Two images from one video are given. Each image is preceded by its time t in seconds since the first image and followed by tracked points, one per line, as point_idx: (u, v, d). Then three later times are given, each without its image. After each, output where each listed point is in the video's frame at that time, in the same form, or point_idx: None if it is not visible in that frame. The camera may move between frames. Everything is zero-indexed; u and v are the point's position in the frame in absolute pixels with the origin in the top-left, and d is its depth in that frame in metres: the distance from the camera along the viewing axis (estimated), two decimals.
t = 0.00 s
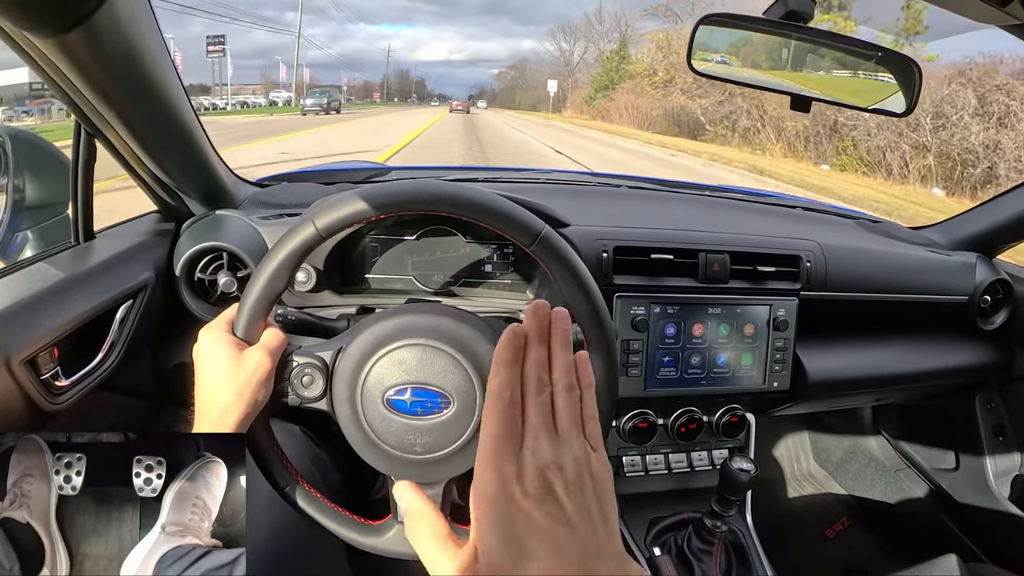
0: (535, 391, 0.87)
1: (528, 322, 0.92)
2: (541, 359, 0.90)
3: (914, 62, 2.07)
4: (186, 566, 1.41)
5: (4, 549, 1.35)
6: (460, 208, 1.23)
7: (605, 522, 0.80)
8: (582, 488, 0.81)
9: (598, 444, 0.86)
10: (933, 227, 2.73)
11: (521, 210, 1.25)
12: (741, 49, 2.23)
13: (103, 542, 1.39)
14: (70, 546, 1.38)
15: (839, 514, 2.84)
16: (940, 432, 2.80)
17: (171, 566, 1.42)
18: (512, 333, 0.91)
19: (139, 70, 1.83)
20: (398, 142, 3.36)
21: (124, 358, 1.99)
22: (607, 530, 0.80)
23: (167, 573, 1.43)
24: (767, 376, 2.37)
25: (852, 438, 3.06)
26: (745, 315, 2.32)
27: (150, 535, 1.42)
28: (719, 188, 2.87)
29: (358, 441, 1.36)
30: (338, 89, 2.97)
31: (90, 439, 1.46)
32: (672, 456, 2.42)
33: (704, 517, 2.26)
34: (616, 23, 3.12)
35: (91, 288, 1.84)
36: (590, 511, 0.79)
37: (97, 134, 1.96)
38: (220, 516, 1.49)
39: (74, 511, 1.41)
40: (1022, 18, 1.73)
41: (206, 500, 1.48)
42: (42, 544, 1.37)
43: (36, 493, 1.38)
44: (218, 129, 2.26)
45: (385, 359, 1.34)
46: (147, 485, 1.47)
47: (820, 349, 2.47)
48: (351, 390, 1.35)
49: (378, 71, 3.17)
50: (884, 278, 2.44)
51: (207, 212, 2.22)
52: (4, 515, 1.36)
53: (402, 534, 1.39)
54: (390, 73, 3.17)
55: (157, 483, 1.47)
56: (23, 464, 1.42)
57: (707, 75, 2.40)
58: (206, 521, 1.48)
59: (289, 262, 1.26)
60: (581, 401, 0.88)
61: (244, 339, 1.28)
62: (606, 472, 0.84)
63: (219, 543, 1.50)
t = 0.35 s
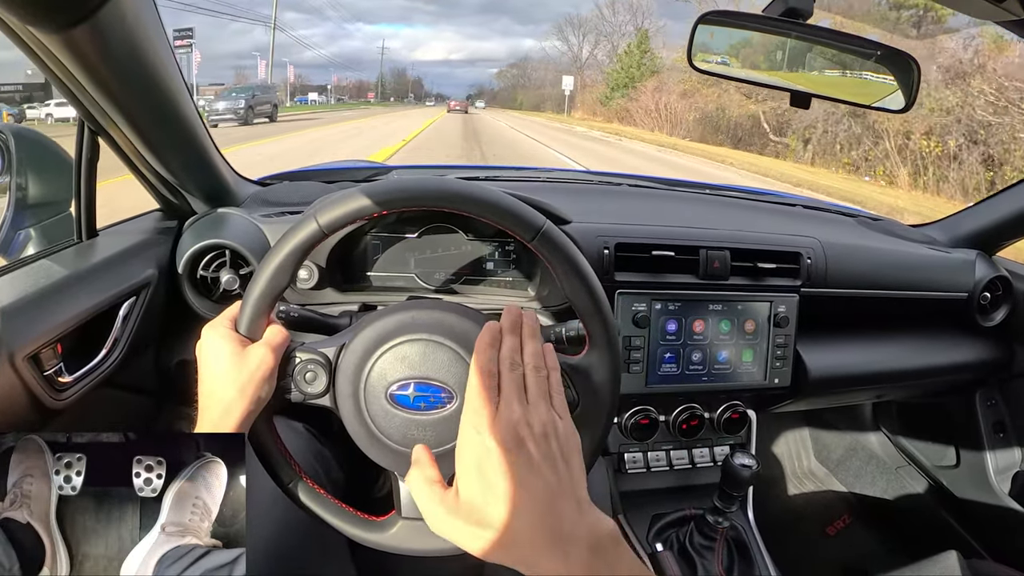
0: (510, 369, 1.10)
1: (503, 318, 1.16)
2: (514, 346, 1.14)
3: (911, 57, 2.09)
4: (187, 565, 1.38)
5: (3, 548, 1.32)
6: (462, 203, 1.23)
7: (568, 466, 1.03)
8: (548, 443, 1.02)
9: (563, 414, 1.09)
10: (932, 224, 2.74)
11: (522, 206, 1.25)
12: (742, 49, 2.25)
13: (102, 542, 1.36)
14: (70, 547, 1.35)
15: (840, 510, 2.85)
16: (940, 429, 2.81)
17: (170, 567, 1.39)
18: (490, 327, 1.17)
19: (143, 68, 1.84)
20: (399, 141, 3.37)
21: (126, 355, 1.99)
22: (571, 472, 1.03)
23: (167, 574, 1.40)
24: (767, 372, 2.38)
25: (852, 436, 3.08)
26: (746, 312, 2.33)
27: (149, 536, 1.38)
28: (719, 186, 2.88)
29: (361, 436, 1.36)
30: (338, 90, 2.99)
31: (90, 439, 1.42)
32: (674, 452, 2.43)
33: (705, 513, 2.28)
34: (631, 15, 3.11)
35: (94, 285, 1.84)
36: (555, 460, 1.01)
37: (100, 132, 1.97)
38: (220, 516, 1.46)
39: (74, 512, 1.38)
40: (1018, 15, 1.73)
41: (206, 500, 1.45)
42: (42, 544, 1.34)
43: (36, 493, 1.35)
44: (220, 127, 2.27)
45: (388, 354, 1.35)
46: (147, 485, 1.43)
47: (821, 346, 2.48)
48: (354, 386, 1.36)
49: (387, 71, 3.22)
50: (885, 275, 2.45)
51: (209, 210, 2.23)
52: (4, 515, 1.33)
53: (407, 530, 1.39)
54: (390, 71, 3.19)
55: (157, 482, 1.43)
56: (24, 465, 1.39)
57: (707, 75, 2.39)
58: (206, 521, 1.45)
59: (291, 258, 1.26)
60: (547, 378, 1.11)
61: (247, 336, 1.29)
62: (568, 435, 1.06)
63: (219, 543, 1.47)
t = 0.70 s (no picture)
0: (507, 378, 1.09)
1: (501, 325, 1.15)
2: (512, 353, 1.12)
3: (910, 57, 2.08)
4: (186, 565, 1.42)
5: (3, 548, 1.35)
6: (457, 205, 1.23)
7: (564, 479, 1.01)
8: (547, 454, 1.01)
9: (562, 422, 1.07)
10: (930, 224, 2.73)
11: (516, 205, 1.25)
12: (741, 51, 2.23)
13: (103, 542, 1.40)
14: (70, 546, 1.39)
15: (839, 511, 2.84)
16: (939, 429, 2.80)
17: (170, 567, 1.43)
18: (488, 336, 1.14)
19: (138, 68, 1.83)
20: (395, 141, 3.37)
21: (123, 355, 1.99)
22: (568, 487, 1.01)
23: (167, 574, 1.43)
24: (765, 372, 2.37)
25: (851, 437, 3.08)
26: (744, 312, 2.32)
27: (149, 535, 1.42)
28: (716, 186, 2.87)
29: (356, 438, 1.36)
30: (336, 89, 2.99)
31: (89, 440, 1.45)
32: (671, 452, 2.43)
33: (705, 512, 2.26)
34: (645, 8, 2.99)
35: (91, 286, 1.84)
36: (553, 472, 1.00)
37: (96, 134, 1.97)
38: (220, 516, 1.51)
39: (73, 512, 1.41)
40: (1017, 12, 1.72)
41: (206, 501, 1.49)
42: (42, 545, 1.37)
43: (36, 493, 1.38)
44: (216, 127, 2.26)
45: (382, 356, 1.34)
46: (148, 485, 1.46)
47: (819, 346, 2.47)
48: (349, 387, 1.36)
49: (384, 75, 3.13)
50: (883, 275, 2.44)
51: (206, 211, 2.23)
52: (4, 515, 1.35)
53: (403, 531, 1.39)
54: (386, 71, 3.18)
55: (157, 483, 1.46)
56: (23, 464, 1.41)
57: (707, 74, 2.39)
58: (206, 521, 1.49)
59: (285, 260, 1.26)
60: (545, 387, 1.09)
61: (241, 339, 1.28)
62: (567, 443, 1.05)
63: (219, 543, 1.51)
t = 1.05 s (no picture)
0: (564, 356, 1.03)
1: (563, 303, 1.07)
2: (571, 333, 1.05)
3: (908, 57, 2.09)
4: (186, 565, 1.36)
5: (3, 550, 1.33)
6: (451, 205, 1.23)
7: (611, 468, 0.98)
8: (594, 441, 0.97)
9: (610, 411, 1.02)
10: (928, 224, 2.73)
11: (510, 205, 1.25)
12: (741, 51, 2.23)
13: (102, 542, 1.34)
14: (69, 546, 1.34)
15: (838, 511, 2.83)
16: (938, 429, 2.80)
17: (169, 566, 1.37)
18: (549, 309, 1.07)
19: (133, 67, 1.83)
20: (391, 142, 3.38)
21: (118, 356, 1.98)
22: (610, 479, 0.98)
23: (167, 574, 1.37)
24: (763, 373, 2.37)
25: (849, 437, 3.08)
26: (741, 312, 2.32)
27: (149, 535, 1.36)
28: (713, 186, 2.87)
29: (351, 439, 1.36)
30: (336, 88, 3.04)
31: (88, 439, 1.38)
32: (669, 453, 2.43)
33: (702, 514, 2.26)
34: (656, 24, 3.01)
35: (87, 286, 1.84)
36: (598, 462, 0.96)
37: (91, 134, 1.95)
38: (220, 516, 1.42)
39: (74, 512, 1.36)
40: (1014, 12, 1.71)
41: (206, 500, 1.41)
42: (41, 545, 1.33)
43: (35, 493, 1.34)
44: (212, 128, 2.26)
45: (377, 357, 1.34)
46: (148, 485, 1.39)
47: (817, 346, 2.47)
48: (344, 389, 1.35)
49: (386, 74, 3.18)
50: (881, 275, 2.44)
51: (202, 212, 2.22)
52: (3, 516, 1.33)
53: (399, 532, 1.40)
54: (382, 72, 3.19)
55: (157, 483, 1.38)
56: (24, 464, 1.37)
57: (708, 75, 2.37)
58: (206, 521, 1.42)
59: (279, 262, 1.26)
60: (601, 371, 1.04)
61: (235, 342, 1.28)
62: (615, 433, 1.01)
63: (219, 543, 1.44)
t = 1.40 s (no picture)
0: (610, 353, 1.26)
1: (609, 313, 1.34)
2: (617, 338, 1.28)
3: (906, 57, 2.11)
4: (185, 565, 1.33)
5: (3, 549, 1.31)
6: (453, 204, 1.22)
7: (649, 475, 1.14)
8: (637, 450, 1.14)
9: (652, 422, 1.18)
10: (928, 225, 2.73)
11: (512, 204, 1.24)
12: (741, 51, 2.23)
13: (103, 542, 1.33)
14: (70, 546, 1.32)
15: (837, 511, 2.84)
16: (937, 430, 2.80)
17: (170, 567, 1.34)
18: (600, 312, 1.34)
19: (136, 65, 1.83)
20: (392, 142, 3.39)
21: (120, 354, 1.98)
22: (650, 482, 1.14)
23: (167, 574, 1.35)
24: (763, 373, 2.38)
25: (849, 437, 3.09)
26: (742, 313, 2.33)
27: (149, 535, 1.34)
28: (712, 186, 2.87)
29: (354, 438, 1.36)
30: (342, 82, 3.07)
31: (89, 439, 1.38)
32: (669, 453, 2.45)
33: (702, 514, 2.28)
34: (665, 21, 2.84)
35: (89, 284, 1.84)
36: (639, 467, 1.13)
37: (93, 132, 1.95)
38: (220, 516, 1.39)
39: (74, 512, 1.35)
40: (1015, 14, 1.71)
41: (206, 500, 1.39)
42: (42, 545, 1.31)
43: (35, 494, 1.33)
44: (213, 126, 2.26)
45: (379, 357, 1.34)
46: (147, 485, 1.38)
47: (816, 347, 2.48)
48: (347, 388, 1.35)
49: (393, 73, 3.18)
50: (881, 276, 2.44)
51: (203, 210, 2.22)
52: (4, 516, 1.32)
53: (403, 531, 1.40)
54: (383, 71, 3.19)
55: (158, 482, 1.38)
56: (24, 464, 1.36)
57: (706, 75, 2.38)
58: (205, 521, 1.39)
59: (282, 261, 1.26)
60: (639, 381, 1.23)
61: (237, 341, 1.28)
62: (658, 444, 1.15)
63: (219, 543, 1.40)
